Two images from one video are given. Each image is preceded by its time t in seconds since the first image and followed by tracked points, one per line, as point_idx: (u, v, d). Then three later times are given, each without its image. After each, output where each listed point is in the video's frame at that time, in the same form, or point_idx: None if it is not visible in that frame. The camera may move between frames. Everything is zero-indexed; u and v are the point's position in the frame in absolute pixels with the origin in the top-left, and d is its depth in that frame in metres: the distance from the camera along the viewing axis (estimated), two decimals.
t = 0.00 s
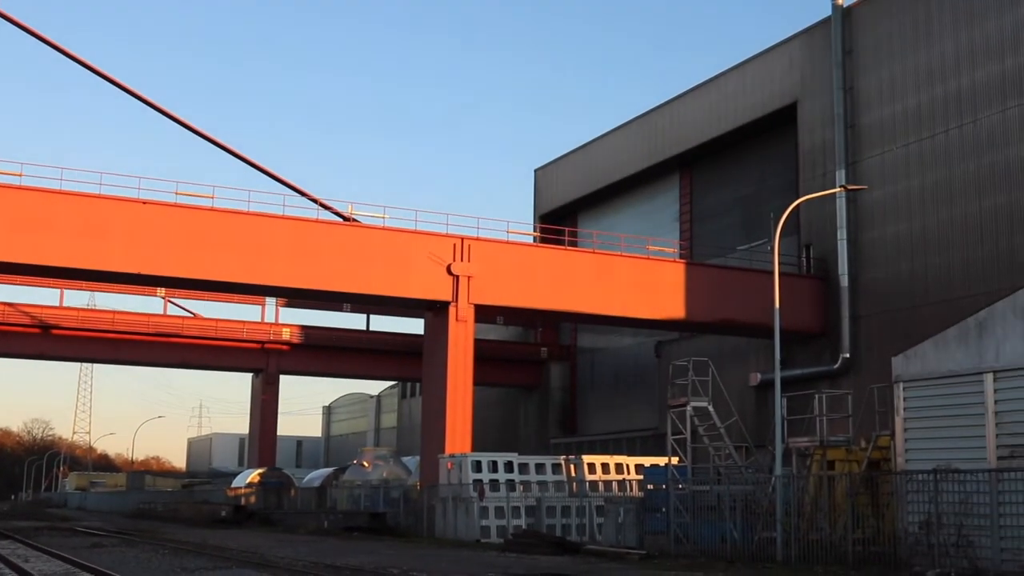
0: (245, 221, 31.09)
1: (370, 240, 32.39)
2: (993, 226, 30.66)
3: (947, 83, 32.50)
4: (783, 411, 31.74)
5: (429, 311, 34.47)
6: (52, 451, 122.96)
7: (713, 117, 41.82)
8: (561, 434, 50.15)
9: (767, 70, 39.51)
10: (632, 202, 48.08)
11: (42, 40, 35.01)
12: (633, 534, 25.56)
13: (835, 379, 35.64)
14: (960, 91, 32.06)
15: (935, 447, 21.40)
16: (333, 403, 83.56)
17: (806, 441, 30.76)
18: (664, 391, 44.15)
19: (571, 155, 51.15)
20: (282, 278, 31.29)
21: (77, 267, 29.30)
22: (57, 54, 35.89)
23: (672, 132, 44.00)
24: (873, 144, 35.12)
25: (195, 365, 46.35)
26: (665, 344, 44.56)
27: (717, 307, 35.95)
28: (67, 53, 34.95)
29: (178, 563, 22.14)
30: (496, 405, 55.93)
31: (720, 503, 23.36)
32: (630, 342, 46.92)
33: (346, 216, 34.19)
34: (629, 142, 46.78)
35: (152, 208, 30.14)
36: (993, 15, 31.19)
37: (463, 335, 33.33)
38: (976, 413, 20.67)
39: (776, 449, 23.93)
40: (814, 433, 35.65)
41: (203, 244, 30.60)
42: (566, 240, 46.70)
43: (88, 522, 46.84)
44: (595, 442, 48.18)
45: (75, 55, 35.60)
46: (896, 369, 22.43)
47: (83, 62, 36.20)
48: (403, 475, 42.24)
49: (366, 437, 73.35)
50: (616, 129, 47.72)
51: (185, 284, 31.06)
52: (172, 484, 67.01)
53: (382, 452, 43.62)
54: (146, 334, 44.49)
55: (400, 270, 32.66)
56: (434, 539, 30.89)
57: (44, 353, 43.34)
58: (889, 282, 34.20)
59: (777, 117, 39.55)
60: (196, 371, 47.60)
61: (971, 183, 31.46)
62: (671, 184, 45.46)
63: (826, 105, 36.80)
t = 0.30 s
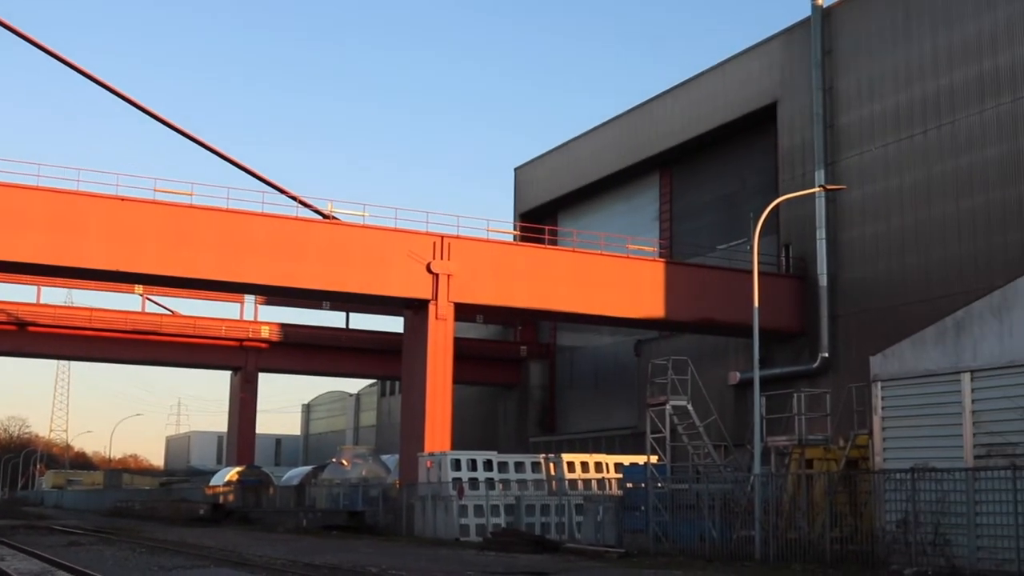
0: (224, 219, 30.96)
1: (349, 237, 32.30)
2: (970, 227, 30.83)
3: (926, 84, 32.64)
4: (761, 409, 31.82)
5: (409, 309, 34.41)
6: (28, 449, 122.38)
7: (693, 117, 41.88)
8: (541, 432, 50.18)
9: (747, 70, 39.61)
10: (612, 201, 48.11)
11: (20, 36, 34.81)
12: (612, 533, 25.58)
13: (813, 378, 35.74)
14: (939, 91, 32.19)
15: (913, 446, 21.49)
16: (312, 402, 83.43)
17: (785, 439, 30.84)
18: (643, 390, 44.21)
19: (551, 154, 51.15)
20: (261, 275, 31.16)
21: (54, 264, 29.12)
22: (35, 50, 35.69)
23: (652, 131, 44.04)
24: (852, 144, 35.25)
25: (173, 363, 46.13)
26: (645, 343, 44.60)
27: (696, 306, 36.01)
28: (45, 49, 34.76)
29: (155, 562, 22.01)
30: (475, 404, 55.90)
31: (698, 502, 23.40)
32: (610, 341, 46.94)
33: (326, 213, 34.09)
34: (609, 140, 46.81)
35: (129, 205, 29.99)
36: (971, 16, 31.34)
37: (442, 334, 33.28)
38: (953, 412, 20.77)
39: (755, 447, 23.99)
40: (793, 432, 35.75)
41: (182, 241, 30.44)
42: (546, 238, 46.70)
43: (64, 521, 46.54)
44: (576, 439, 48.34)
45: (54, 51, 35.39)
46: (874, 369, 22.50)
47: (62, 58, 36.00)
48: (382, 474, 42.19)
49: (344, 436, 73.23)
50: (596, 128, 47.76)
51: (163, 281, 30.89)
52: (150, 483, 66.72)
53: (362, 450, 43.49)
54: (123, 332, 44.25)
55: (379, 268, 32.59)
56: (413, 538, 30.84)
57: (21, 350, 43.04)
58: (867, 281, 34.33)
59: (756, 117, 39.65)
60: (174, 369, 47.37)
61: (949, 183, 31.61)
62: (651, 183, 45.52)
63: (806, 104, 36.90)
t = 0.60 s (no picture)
0: (204, 216, 30.83)
1: (330, 236, 32.22)
2: (949, 227, 30.99)
3: (905, 85, 32.79)
4: (740, 408, 31.93)
5: (389, 308, 34.36)
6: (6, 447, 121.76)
7: (673, 116, 41.93)
8: (520, 431, 50.23)
9: (728, 69, 39.68)
10: (593, 199, 48.14)
11: None
12: (591, 532, 25.60)
13: (792, 377, 35.85)
14: (918, 91, 32.34)
15: (892, 445, 21.58)
16: (291, 400, 83.28)
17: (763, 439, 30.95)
18: (623, 389, 44.29)
19: (532, 153, 51.15)
20: (240, 273, 31.06)
21: (33, 261, 28.96)
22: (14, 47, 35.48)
23: (632, 130, 44.09)
24: (832, 144, 35.38)
25: (151, 361, 45.92)
26: (625, 342, 44.65)
27: (675, 306, 36.07)
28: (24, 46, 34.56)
29: (133, 561, 21.85)
30: (454, 403, 55.86)
31: (677, 501, 23.45)
32: (590, 340, 46.96)
33: (306, 211, 33.99)
34: (590, 139, 46.83)
35: (108, 203, 29.84)
36: (950, 18, 31.51)
37: (422, 332, 33.26)
38: (931, 412, 20.87)
39: (735, 445, 24.06)
40: (772, 431, 35.87)
41: (162, 239, 30.30)
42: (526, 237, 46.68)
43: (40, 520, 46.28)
44: (556, 438, 48.40)
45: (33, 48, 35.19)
46: (853, 368, 22.57)
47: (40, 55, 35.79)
48: (362, 472, 42.15)
49: (324, 435, 73.10)
50: (577, 127, 47.78)
51: (142, 278, 30.73)
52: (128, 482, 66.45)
53: (341, 449, 43.40)
54: (102, 330, 44.03)
55: (359, 266, 32.52)
56: (393, 536, 30.80)
57: None
58: (846, 281, 34.46)
59: (737, 116, 39.73)
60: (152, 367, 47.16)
61: (928, 184, 31.77)
62: (632, 182, 45.57)
63: (786, 104, 37.00)
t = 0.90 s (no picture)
0: (184, 214, 30.69)
1: (310, 234, 32.12)
2: (927, 228, 31.12)
3: (884, 86, 32.91)
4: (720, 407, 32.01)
5: (369, 307, 34.29)
6: None
7: (654, 115, 41.98)
8: (500, 430, 50.25)
9: (708, 68, 39.75)
10: (573, 198, 48.15)
11: None
12: (570, 531, 25.59)
13: (771, 376, 35.93)
14: (897, 92, 32.47)
15: (870, 444, 21.66)
16: (270, 399, 83.04)
17: (743, 438, 31.02)
18: (603, 388, 44.33)
19: (513, 151, 51.12)
20: (220, 271, 30.95)
21: (11, 259, 28.77)
22: None
23: (613, 129, 44.11)
24: (811, 145, 35.48)
25: (130, 359, 45.72)
26: (605, 341, 44.68)
27: (655, 305, 36.11)
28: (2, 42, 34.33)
29: (111, 560, 21.71)
30: (434, 401, 55.82)
31: (657, 500, 23.48)
32: (570, 339, 46.97)
33: (285, 209, 33.88)
34: (571, 138, 46.83)
35: (87, 200, 29.65)
36: (928, 20, 31.66)
37: (403, 331, 33.20)
38: (908, 411, 20.96)
39: (714, 445, 24.10)
40: (751, 430, 35.95)
41: (141, 236, 30.14)
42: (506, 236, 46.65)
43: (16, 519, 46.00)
44: (536, 437, 48.41)
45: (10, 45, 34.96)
46: (831, 367, 22.62)
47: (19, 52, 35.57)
48: (341, 471, 42.07)
49: (303, 434, 72.92)
50: (557, 126, 47.80)
51: (121, 276, 30.58)
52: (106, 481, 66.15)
53: (320, 448, 43.31)
54: (80, 328, 43.84)
55: (340, 264, 32.44)
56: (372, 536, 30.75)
57: None
58: (825, 280, 34.58)
59: (717, 116, 39.80)
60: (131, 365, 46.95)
61: (906, 185, 31.90)
62: (613, 181, 45.60)
63: (766, 104, 37.08)
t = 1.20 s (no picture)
0: (162, 212, 30.53)
1: (290, 232, 32.02)
2: (907, 228, 31.25)
3: (864, 87, 33.04)
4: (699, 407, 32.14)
5: (349, 305, 34.22)
6: None
7: (634, 115, 42.02)
8: (481, 429, 50.02)
9: (689, 68, 39.80)
10: (554, 197, 48.17)
11: None
12: (550, 529, 25.61)
13: (751, 376, 36.03)
14: (877, 92, 32.60)
15: (850, 443, 21.74)
16: (250, 397, 82.82)
17: (723, 437, 31.11)
18: (583, 387, 44.38)
19: (493, 150, 51.10)
20: (199, 269, 30.82)
21: None
22: None
23: (593, 129, 44.15)
24: (791, 145, 35.59)
25: (108, 358, 45.53)
26: (585, 340, 44.74)
27: (635, 304, 36.15)
28: None
29: (88, 560, 21.55)
30: (414, 400, 55.78)
31: (637, 499, 23.51)
32: (550, 338, 47.00)
33: (265, 207, 33.78)
34: (551, 137, 46.85)
35: (66, 197, 29.50)
36: (908, 20, 31.79)
37: (383, 330, 33.15)
38: (888, 411, 21.03)
39: (694, 444, 24.14)
40: (731, 429, 36.05)
41: (120, 234, 29.98)
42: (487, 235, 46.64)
43: None
44: (516, 435, 48.45)
45: None
46: (811, 367, 22.69)
47: None
48: (321, 470, 42.04)
49: (283, 432, 72.77)
50: (538, 126, 47.85)
51: (99, 274, 30.42)
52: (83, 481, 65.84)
53: (300, 447, 43.26)
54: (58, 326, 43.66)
55: (319, 263, 32.36)
56: (352, 534, 30.76)
57: None
58: (805, 280, 34.70)
59: (697, 116, 39.91)
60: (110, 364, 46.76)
61: (886, 185, 32.03)
62: (593, 180, 45.65)
63: (746, 104, 37.17)
